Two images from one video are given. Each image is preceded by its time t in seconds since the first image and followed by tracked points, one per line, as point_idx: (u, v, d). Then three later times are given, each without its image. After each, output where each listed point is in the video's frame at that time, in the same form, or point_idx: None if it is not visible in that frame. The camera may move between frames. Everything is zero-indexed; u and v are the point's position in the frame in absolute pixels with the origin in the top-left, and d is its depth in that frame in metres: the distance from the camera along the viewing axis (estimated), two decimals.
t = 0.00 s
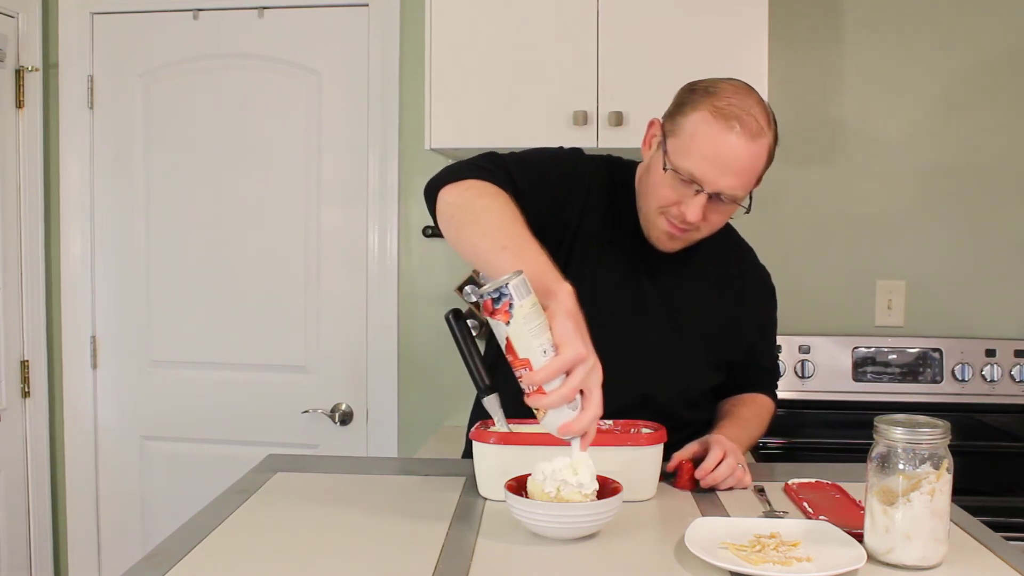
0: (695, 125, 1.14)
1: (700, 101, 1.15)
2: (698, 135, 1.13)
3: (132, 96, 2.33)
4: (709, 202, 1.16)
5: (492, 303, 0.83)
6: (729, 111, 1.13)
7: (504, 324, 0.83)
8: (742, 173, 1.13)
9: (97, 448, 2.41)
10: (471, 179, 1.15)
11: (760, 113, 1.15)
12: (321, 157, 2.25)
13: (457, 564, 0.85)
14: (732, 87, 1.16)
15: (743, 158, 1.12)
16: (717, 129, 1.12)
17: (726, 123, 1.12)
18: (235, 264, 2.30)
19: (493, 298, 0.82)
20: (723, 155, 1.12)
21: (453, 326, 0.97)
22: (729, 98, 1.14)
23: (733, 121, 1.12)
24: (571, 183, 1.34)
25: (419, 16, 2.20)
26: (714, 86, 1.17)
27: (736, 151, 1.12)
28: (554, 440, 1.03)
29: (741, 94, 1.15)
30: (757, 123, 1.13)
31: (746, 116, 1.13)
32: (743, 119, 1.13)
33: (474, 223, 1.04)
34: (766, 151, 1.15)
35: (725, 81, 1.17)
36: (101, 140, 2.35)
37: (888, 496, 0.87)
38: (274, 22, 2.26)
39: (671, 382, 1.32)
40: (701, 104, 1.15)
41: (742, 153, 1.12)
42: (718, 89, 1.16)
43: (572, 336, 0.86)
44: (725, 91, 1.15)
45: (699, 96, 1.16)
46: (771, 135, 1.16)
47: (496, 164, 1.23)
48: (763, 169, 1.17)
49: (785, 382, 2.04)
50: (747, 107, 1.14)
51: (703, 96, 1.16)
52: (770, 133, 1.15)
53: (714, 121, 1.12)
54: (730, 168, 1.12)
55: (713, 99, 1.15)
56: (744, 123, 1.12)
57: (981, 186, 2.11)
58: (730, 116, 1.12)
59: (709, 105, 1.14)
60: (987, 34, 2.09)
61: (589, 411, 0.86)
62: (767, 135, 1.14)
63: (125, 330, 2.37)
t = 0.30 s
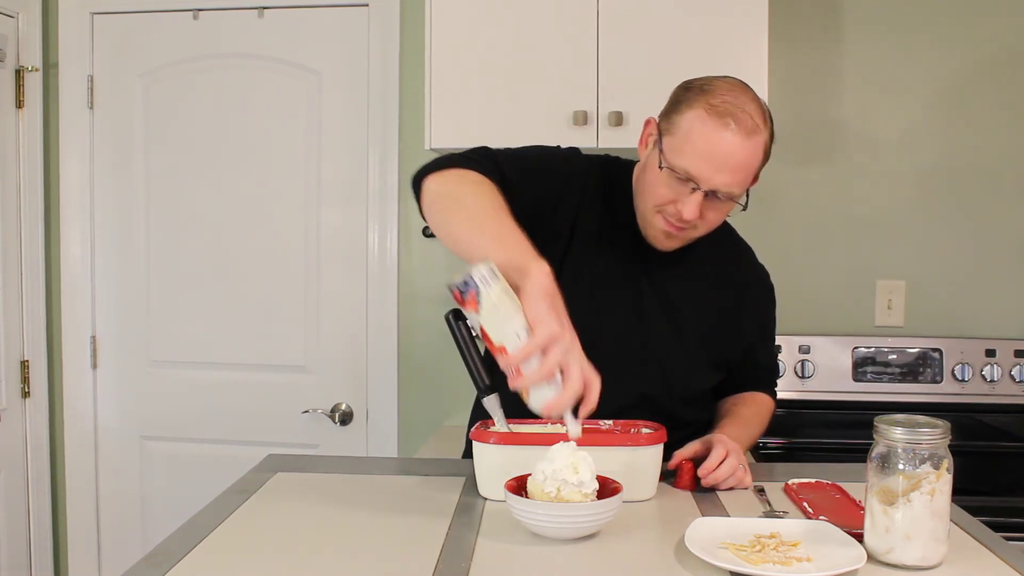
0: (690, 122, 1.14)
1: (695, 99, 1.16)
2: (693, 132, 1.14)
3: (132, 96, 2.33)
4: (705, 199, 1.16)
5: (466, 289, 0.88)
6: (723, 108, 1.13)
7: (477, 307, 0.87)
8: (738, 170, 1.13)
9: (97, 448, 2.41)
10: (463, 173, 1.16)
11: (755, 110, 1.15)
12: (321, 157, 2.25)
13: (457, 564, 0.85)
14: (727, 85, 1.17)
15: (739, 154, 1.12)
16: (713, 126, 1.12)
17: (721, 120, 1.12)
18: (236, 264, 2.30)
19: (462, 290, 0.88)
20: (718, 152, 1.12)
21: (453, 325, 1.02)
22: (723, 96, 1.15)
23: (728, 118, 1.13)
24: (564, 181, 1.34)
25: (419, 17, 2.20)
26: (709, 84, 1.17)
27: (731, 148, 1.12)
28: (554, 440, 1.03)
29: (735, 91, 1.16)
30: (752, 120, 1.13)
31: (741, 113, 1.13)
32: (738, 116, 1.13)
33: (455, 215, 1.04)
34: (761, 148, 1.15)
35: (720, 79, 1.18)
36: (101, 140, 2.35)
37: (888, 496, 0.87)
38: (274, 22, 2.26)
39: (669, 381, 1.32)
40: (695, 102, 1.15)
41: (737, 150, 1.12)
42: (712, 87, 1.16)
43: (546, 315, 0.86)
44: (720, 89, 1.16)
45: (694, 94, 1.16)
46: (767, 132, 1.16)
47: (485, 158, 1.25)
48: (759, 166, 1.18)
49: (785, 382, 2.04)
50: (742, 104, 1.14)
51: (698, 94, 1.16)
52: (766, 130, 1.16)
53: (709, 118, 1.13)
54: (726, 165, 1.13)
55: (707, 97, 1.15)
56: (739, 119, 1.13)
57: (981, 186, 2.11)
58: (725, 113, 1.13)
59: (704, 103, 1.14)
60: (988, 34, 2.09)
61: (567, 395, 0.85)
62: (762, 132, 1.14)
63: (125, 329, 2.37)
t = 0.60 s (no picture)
0: (666, 109, 1.15)
1: (669, 88, 1.17)
2: (669, 119, 1.14)
3: (132, 96, 2.33)
4: (686, 185, 1.16)
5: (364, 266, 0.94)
6: (698, 93, 1.14)
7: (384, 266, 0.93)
8: (716, 153, 1.13)
9: (97, 448, 2.41)
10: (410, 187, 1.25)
11: (731, 95, 1.16)
12: (321, 157, 2.25)
13: (457, 564, 0.85)
14: (701, 72, 1.18)
15: (716, 138, 1.13)
16: (689, 112, 1.13)
17: (697, 104, 1.13)
18: (236, 264, 2.30)
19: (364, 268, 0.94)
20: (695, 136, 1.12)
21: (454, 325, 1.08)
22: (697, 82, 1.16)
23: (703, 103, 1.13)
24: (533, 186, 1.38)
25: (419, 17, 2.20)
26: (683, 73, 1.18)
27: (709, 132, 1.12)
28: (554, 439, 1.03)
29: (709, 77, 1.17)
30: (727, 103, 1.14)
31: (716, 97, 1.14)
32: (713, 99, 1.14)
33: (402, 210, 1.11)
34: (739, 132, 1.16)
35: (694, 67, 1.19)
36: (101, 140, 2.35)
37: (889, 496, 0.87)
38: (274, 22, 2.26)
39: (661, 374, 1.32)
40: (670, 90, 1.16)
41: (714, 133, 1.12)
42: (686, 75, 1.17)
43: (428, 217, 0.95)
44: (693, 76, 1.17)
45: (669, 83, 1.17)
46: (743, 117, 1.17)
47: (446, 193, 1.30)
48: (738, 150, 1.17)
49: (785, 382, 2.04)
50: (716, 89, 1.15)
51: (671, 83, 1.17)
52: (742, 114, 1.16)
53: (684, 104, 1.13)
54: (704, 148, 1.13)
55: (681, 84, 1.16)
56: (714, 103, 1.13)
57: (981, 186, 2.11)
58: (700, 98, 1.13)
59: (678, 90, 1.15)
60: (989, 34, 2.09)
61: (479, 233, 0.93)
62: (740, 116, 1.15)
63: (125, 330, 2.37)
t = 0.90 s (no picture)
0: (601, 101, 1.13)
1: (598, 79, 1.15)
2: (607, 109, 1.12)
3: (132, 96, 2.33)
4: (644, 167, 1.14)
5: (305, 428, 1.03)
6: (629, 77, 1.12)
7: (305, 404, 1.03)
8: (663, 130, 1.11)
9: (97, 448, 2.40)
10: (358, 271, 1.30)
11: (661, 69, 1.14)
12: (321, 157, 2.25)
13: (457, 564, 0.85)
14: (624, 56, 1.16)
15: (659, 115, 1.11)
16: (625, 97, 1.11)
17: (631, 88, 1.11)
18: (235, 264, 2.31)
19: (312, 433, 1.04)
20: (638, 118, 1.11)
21: (454, 325, 1.10)
22: (622, 66, 1.14)
23: (636, 84, 1.11)
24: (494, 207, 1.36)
25: (419, 17, 2.20)
26: (607, 60, 1.17)
27: (650, 111, 1.11)
28: (554, 439, 1.02)
29: (634, 58, 1.15)
30: (659, 79, 1.12)
31: (648, 76, 1.12)
32: (645, 79, 1.12)
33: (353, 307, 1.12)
34: (679, 102, 1.14)
35: (616, 52, 1.17)
36: (101, 140, 2.35)
37: (888, 496, 0.87)
38: (275, 22, 2.26)
39: (643, 365, 1.31)
40: (599, 81, 1.14)
41: (655, 111, 1.11)
42: (611, 62, 1.16)
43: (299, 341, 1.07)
44: (616, 62, 1.15)
45: (596, 74, 1.16)
46: (679, 86, 1.15)
47: (397, 262, 1.29)
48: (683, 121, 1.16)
49: (785, 382, 2.03)
50: (644, 68, 1.13)
51: (597, 73, 1.16)
52: (677, 84, 1.14)
53: (618, 91, 1.12)
54: (651, 127, 1.11)
55: (608, 73, 1.14)
56: (647, 82, 1.12)
57: (980, 186, 2.11)
58: (633, 81, 1.12)
59: (607, 79, 1.14)
60: (989, 35, 2.09)
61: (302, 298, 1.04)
62: (673, 86, 1.13)
63: (125, 330, 2.37)
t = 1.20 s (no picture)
0: (547, 102, 1.16)
1: (539, 82, 1.18)
2: (553, 108, 1.15)
3: (132, 96, 2.33)
4: (599, 161, 1.16)
5: (293, 517, 0.95)
6: (568, 75, 1.15)
7: (289, 494, 0.95)
8: (610, 120, 1.13)
9: (97, 447, 2.40)
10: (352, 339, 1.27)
11: (598, 62, 1.17)
12: (321, 157, 2.25)
13: (457, 564, 0.85)
14: (560, 55, 1.19)
15: (605, 106, 1.13)
16: (569, 94, 1.14)
17: (573, 85, 1.14)
18: (235, 263, 2.31)
19: (300, 521, 0.95)
20: (586, 112, 1.13)
21: (455, 326, 1.10)
22: (560, 66, 1.17)
23: (578, 81, 1.14)
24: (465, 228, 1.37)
25: (419, 17, 2.20)
26: (543, 63, 1.20)
27: (595, 104, 1.13)
28: (555, 439, 1.02)
29: (570, 56, 1.18)
30: (598, 72, 1.15)
31: (587, 71, 1.15)
32: (584, 75, 1.14)
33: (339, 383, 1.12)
34: (621, 93, 1.16)
35: (551, 53, 1.20)
36: (101, 140, 2.35)
37: (889, 496, 0.87)
38: (275, 22, 2.26)
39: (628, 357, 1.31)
40: (540, 84, 1.17)
41: (601, 103, 1.13)
42: (548, 64, 1.18)
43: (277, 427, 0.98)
44: (554, 62, 1.18)
45: (536, 78, 1.18)
46: (618, 76, 1.18)
47: (377, 310, 1.32)
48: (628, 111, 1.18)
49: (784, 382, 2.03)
50: (583, 64, 1.16)
51: (538, 77, 1.18)
52: (616, 74, 1.17)
53: (561, 89, 1.14)
54: (598, 119, 1.13)
55: (548, 74, 1.17)
56: (587, 77, 1.14)
57: (979, 185, 2.11)
58: (573, 78, 1.14)
59: (548, 80, 1.16)
60: (988, 34, 2.09)
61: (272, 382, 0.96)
62: (613, 77, 1.15)
63: (125, 329, 2.37)
